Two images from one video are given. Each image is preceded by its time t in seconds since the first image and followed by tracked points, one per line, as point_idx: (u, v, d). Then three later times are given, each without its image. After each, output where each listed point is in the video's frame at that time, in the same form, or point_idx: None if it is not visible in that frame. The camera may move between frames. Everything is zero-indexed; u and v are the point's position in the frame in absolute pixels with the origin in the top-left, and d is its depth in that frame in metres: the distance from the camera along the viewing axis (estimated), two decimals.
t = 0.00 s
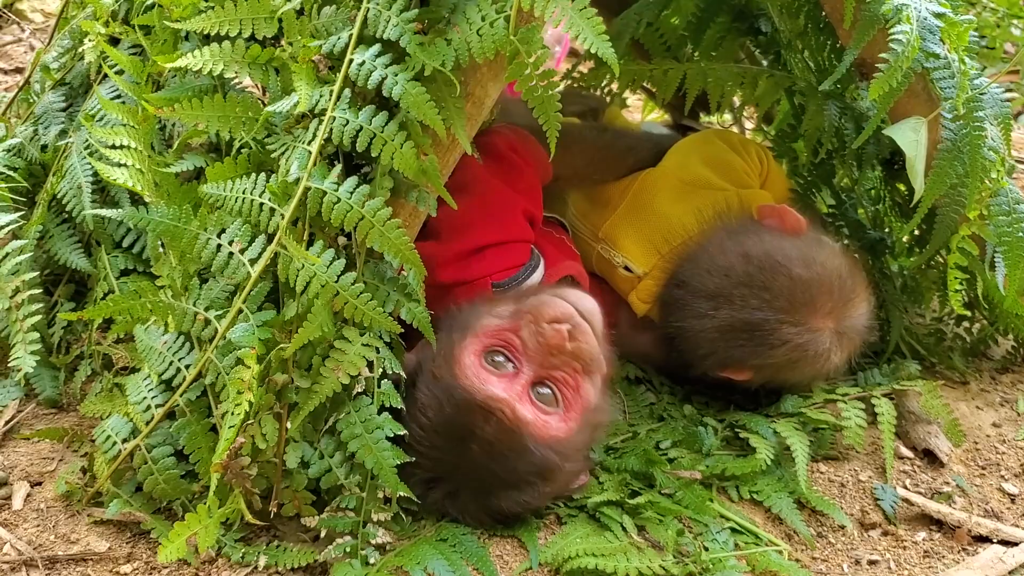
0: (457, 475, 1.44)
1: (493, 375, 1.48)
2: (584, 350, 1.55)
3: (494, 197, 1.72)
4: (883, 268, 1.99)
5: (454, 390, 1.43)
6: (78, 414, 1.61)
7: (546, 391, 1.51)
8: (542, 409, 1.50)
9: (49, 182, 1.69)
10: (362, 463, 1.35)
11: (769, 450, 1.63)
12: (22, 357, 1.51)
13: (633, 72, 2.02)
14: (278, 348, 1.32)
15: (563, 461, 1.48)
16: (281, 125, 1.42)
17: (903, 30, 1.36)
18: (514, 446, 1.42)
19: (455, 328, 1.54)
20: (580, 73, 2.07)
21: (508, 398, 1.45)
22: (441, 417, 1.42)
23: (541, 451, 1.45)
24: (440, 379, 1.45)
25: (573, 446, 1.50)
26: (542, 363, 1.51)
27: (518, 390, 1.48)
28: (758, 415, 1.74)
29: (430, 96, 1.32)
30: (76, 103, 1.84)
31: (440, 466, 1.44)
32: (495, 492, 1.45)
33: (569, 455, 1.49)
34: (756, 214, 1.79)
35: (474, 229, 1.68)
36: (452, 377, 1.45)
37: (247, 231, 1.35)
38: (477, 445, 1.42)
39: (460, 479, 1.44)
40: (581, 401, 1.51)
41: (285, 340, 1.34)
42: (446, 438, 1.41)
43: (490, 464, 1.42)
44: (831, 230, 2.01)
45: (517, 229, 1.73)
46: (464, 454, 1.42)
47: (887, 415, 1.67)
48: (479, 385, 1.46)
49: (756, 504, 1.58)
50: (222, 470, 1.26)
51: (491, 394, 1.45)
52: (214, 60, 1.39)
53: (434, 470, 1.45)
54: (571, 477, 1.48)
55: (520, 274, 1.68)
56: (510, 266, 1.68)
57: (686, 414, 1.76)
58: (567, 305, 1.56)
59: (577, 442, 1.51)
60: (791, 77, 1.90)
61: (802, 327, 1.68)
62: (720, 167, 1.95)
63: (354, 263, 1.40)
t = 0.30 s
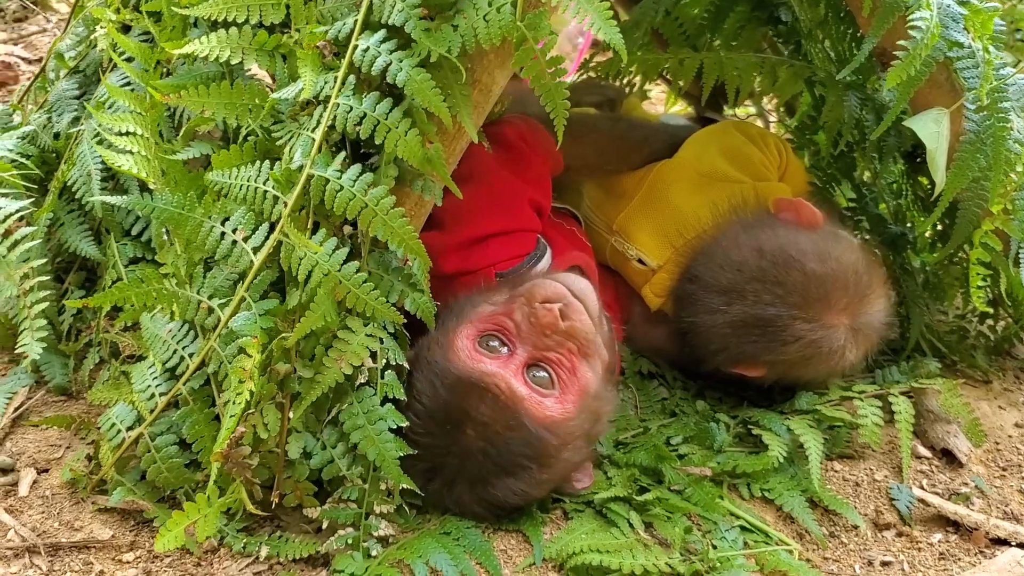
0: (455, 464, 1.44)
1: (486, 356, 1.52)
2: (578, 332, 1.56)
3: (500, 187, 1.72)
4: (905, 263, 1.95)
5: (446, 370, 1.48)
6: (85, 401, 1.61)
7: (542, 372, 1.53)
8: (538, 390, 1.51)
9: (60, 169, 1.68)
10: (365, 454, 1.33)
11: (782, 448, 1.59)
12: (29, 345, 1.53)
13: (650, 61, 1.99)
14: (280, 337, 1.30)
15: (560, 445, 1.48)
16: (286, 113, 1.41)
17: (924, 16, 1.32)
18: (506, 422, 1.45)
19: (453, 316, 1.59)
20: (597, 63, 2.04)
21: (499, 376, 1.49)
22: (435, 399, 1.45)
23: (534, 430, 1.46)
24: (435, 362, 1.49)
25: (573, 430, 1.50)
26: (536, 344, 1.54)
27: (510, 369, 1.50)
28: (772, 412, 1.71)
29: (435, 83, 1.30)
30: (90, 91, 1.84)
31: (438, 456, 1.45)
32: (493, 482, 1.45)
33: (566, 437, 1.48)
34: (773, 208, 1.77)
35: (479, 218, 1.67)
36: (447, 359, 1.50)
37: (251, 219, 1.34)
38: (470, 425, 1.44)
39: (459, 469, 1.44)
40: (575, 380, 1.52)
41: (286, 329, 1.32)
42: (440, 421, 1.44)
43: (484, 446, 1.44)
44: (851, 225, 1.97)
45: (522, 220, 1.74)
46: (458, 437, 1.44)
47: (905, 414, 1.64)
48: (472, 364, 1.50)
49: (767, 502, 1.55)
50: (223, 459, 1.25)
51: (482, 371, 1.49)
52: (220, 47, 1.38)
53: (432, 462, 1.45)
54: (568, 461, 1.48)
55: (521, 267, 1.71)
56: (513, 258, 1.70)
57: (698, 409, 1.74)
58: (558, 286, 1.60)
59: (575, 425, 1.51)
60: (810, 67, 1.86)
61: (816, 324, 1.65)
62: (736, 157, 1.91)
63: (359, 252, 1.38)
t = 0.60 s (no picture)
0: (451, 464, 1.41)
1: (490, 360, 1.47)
2: (584, 343, 1.53)
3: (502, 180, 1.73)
4: (914, 262, 1.91)
5: (449, 372, 1.42)
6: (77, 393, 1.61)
7: (543, 381, 1.49)
8: (537, 401, 1.47)
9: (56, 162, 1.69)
10: (347, 450, 1.32)
11: (778, 449, 1.56)
12: (19, 336, 1.54)
13: (654, 54, 1.95)
14: (262, 331, 1.29)
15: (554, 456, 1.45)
16: (273, 105, 1.40)
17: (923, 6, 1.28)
18: (505, 431, 1.40)
19: (458, 311, 1.54)
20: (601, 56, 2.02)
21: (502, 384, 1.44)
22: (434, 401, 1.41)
23: (532, 442, 1.41)
24: (436, 363, 1.44)
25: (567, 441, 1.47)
26: (541, 351, 1.50)
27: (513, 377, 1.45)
28: (770, 412, 1.68)
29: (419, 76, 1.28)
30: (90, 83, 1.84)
31: (432, 455, 1.41)
32: (485, 485, 1.42)
33: (560, 447, 1.45)
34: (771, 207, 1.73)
35: (475, 213, 1.67)
36: (450, 359, 1.44)
37: (234, 211, 1.33)
38: (467, 430, 1.40)
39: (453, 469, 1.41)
40: (576, 393, 1.48)
41: (268, 323, 1.31)
42: (438, 425, 1.39)
43: (480, 453, 1.40)
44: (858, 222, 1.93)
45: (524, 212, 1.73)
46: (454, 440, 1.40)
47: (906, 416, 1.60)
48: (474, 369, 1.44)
49: (761, 504, 1.52)
50: (201, 454, 1.24)
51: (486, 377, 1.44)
52: (207, 39, 1.37)
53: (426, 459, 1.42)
54: (561, 470, 1.45)
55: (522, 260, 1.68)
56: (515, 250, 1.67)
57: (695, 409, 1.71)
58: (568, 295, 1.56)
59: (570, 436, 1.47)
60: (816, 61, 1.82)
61: (815, 322, 1.60)
62: (741, 155, 1.89)
63: (344, 247, 1.37)
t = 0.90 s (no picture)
0: (511, 358, 1.34)
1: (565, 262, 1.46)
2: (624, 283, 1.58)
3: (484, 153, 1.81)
4: (909, 261, 1.88)
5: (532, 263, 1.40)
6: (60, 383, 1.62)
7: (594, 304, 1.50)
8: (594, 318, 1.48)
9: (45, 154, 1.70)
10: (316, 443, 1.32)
11: (759, 448, 1.54)
12: None
13: (637, 48, 2.01)
14: (231, 323, 1.29)
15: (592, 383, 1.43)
16: (249, 97, 1.39)
17: None
18: (576, 323, 1.38)
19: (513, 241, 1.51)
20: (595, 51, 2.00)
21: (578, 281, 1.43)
22: (513, 286, 1.37)
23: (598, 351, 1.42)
24: (513, 259, 1.42)
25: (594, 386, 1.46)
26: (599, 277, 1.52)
27: (591, 279, 1.45)
28: (754, 412, 1.66)
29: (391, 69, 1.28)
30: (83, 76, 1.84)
31: (492, 347, 1.35)
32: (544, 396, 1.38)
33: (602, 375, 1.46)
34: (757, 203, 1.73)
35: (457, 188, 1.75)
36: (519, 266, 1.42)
37: (207, 203, 1.33)
38: (545, 317, 1.36)
39: (511, 364, 1.35)
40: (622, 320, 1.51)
41: (237, 315, 1.31)
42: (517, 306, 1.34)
43: (549, 349, 1.36)
44: (853, 220, 1.91)
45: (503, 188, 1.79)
46: (523, 328, 1.35)
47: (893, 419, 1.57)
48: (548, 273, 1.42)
49: (740, 504, 1.49)
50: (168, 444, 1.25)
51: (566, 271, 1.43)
52: (186, 31, 1.37)
53: (475, 357, 1.36)
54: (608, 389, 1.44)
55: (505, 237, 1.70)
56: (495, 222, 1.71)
57: (679, 407, 1.69)
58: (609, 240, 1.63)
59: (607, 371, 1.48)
60: (809, 56, 1.79)
61: (800, 318, 1.57)
62: (733, 150, 1.95)
63: (318, 240, 1.36)
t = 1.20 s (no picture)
0: (500, 375, 1.34)
1: (566, 288, 1.45)
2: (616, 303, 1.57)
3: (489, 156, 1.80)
4: (904, 266, 1.86)
5: (537, 284, 1.39)
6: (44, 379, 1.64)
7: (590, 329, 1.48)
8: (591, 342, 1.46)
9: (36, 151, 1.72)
10: (286, 442, 1.32)
11: (737, 455, 1.53)
12: None
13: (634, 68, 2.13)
14: (201, 321, 1.30)
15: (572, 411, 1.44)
16: (227, 96, 1.40)
17: None
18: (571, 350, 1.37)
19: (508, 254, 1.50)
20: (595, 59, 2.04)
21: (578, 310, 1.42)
22: (516, 303, 1.35)
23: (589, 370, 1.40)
24: (517, 277, 1.41)
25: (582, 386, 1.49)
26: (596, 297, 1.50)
27: (588, 307, 1.44)
28: (736, 418, 1.64)
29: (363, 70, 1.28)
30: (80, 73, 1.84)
31: (481, 363, 1.34)
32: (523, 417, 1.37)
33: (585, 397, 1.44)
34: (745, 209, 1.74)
35: (450, 194, 1.73)
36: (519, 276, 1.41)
37: (181, 202, 1.34)
38: (539, 340, 1.35)
39: (499, 380, 1.34)
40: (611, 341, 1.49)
41: (208, 313, 1.32)
42: (518, 323, 1.33)
43: (539, 371, 1.35)
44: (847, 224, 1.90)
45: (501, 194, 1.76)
46: (517, 348, 1.33)
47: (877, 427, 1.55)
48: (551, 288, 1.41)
49: (717, 510, 1.48)
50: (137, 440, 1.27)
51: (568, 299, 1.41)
52: (166, 30, 1.37)
53: (465, 365, 1.35)
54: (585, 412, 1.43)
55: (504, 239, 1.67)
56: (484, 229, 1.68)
57: (661, 411, 1.68)
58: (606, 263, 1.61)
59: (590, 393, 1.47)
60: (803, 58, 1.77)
61: (781, 323, 1.56)
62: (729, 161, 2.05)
63: (291, 239, 1.36)
